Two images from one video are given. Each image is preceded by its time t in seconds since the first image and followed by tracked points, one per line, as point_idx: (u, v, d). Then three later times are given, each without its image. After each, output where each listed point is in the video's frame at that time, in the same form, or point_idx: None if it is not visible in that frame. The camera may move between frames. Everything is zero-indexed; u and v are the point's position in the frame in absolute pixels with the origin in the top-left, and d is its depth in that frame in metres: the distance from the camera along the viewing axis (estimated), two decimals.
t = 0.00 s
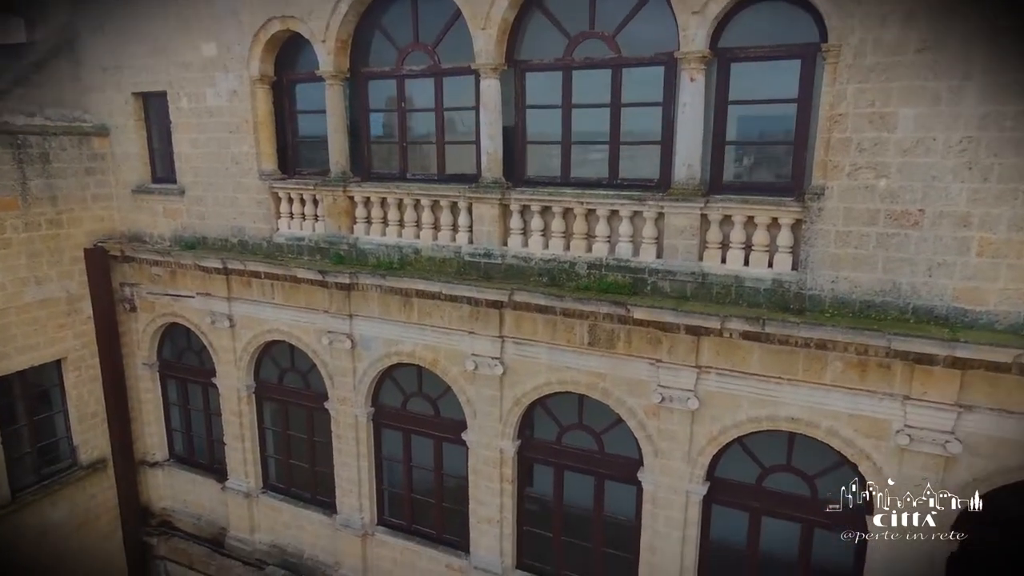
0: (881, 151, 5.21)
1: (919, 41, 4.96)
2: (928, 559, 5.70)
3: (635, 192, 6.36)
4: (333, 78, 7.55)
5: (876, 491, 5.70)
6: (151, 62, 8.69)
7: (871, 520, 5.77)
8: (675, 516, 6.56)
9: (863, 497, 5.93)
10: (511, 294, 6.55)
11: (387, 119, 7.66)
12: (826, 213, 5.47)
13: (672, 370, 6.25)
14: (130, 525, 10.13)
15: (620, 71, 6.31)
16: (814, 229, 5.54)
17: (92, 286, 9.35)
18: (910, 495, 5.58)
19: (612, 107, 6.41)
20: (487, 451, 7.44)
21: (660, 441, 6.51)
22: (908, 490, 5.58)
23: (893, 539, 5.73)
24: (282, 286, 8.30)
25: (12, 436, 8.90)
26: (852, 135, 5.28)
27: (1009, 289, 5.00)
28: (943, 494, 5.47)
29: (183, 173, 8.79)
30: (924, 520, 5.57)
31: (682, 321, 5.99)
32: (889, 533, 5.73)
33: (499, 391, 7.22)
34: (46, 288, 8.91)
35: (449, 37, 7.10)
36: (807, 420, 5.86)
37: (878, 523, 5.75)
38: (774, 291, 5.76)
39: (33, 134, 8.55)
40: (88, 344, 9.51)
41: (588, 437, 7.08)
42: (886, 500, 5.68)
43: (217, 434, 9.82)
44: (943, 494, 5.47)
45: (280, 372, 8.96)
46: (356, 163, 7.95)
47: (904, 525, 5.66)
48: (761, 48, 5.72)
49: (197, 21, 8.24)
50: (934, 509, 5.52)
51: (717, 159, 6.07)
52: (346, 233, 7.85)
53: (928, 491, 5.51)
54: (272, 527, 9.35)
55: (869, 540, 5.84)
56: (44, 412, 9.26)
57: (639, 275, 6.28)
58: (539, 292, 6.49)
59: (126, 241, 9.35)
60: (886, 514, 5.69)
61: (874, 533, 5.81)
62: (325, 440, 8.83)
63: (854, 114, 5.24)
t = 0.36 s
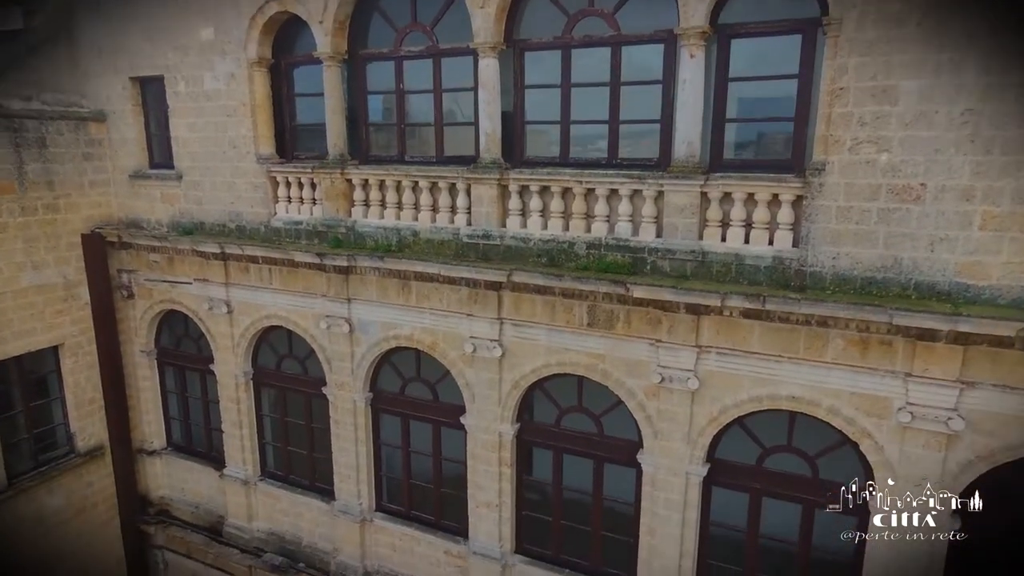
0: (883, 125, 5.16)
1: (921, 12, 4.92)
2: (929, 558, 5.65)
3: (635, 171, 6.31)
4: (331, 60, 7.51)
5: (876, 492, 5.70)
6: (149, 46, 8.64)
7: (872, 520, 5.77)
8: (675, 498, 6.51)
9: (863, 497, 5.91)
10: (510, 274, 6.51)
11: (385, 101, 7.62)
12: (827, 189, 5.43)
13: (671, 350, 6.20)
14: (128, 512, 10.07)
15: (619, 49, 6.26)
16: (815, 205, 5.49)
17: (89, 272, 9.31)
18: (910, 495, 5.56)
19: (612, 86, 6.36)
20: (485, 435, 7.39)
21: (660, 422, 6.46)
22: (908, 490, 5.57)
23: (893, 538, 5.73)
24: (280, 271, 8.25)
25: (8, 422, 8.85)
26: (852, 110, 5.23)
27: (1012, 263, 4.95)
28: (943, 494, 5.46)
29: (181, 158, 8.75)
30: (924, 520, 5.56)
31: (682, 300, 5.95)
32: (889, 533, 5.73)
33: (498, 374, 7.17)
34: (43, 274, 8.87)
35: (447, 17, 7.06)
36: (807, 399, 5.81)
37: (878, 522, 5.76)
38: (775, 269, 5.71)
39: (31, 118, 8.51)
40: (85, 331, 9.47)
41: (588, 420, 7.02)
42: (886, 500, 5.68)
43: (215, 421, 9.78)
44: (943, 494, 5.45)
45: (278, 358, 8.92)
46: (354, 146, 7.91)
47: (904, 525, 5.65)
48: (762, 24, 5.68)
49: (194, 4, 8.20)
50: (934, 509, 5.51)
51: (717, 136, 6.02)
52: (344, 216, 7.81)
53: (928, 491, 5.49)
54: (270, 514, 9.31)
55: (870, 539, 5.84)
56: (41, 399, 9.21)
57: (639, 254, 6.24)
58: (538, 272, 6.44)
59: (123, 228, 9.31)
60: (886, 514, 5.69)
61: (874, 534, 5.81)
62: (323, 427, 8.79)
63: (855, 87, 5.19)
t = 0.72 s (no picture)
0: (883, 104, 5.14)
1: None
2: (928, 559, 5.67)
3: (635, 155, 6.28)
4: (330, 46, 7.49)
5: (876, 491, 5.69)
6: (146, 34, 8.61)
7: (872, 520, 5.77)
8: (675, 484, 6.48)
9: (863, 497, 5.89)
10: (509, 259, 6.48)
11: (383, 88, 7.59)
12: (827, 170, 5.40)
13: (671, 334, 6.18)
14: (126, 504, 10.06)
15: (618, 32, 6.23)
16: (815, 186, 5.46)
17: (87, 261, 9.28)
18: (910, 495, 5.55)
19: (611, 69, 6.32)
20: (484, 422, 7.36)
21: (660, 408, 6.43)
22: (908, 490, 5.55)
23: (894, 538, 5.72)
24: (278, 260, 8.22)
25: (5, 411, 8.81)
26: (853, 89, 5.21)
27: (1013, 242, 4.92)
28: (943, 494, 5.44)
29: (179, 147, 8.73)
30: (924, 520, 5.54)
31: (682, 283, 5.92)
32: (889, 533, 5.72)
33: (497, 361, 7.14)
34: (40, 263, 8.84)
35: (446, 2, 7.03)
36: (808, 383, 5.78)
37: (878, 522, 5.75)
38: (775, 251, 5.68)
39: (28, 106, 8.48)
40: (83, 321, 9.43)
41: (587, 406, 6.99)
42: (886, 500, 5.66)
43: (213, 412, 9.75)
44: (943, 494, 5.43)
45: (276, 347, 8.88)
46: (352, 134, 7.89)
47: (904, 525, 5.65)
48: (762, 5, 5.65)
49: None
50: (934, 509, 5.49)
51: (717, 119, 6.00)
52: (342, 204, 7.77)
53: (928, 492, 5.47)
54: (269, 505, 9.28)
55: (870, 539, 5.83)
56: (38, 388, 9.16)
57: (638, 238, 6.21)
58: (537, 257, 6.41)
59: (121, 217, 9.28)
60: (886, 514, 5.68)
61: (874, 534, 5.80)
62: (321, 416, 8.76)
63: (856, 67, 5.17)
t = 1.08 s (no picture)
0: (884, 79, 5.10)
1: None
2: (927, 559, 5.68)
3: (635, 135, 6.25)
4: (327, 29, 7.46)
5: (876, 492, 5.66)
6: (143, 19, 8.58)
7: (872, 520, 5.76)
8: (675, 466, 6.45)
9: (863, 497, 5.88)
10: (507, 240, 6.44)
11: (381, 71, 7.56)
12: (828, 146, 5.36)
13: (670, 315, 6.14)
14: (123, 493, 10.02)
15: (617, 12, 6.20)
16: (816, 163, 5.43)
17: (84, 249, 9.25)
18: (910, 495, 5.54)
19: (610, 49, 6.29)
20: (483, 406, 7.32)
21: (659, 390, 6.40)
22: (908, 490, 5.54)
23: (894, 538, 5.72)
24: (276, 245, 8.19)
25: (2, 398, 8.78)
26: (854, 65, 5.18)
27: (1015, 218, 4.89)
28: (943, 494, 5.44)
29: (176, 132, 8.70)
30: (924, 520, 5.54)
31: (682, 263, 5.89)
32: (889, 533, 5.72)
33: (496, 344, 7.11)
34: (37, 249, 8.81)
35: None
36: (808, 363, 5.75)
37: (879, 522, 5.74)
38: (775, 230, 5.65)
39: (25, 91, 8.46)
40: (80, 308, 9.40)
41: (586, 390, 6.95)
42: (886, 500, 5.65)
43: (211, 400, 9.71)
44: (943, 494, 5.44)
45: (274, 334, 8.85)
46: (350, 118, 7.86)
47: (904, 525, 5.64)
48: None
49: None
50: (934, 509, 5.50)
51: (716, 98, 5.97)
52: (340, 187, 7.74)
53: (929, 492, 5.46)
54: (267, 492, 9.25)
55: (870, 539, 5.83)
56: (36, 375, 9.13)
57: (637, 219, 6.17)
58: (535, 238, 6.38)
59: (119, 204, 9.25)
60: (886, 514, 5.67)
61: (874, 534, 5.80)
62: (320, 402, 8.72)
63: (856, 42, 5.13)
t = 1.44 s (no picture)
0: (885, 54, 5.07)
1: None
2: (926, 560, 5.68)
3: (635, 114, 6.20)
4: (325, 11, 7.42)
5: (876, 492, 5.68)
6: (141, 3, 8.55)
7: (872, 520, 5.76)
8: (674, 448, 6.41)
9: (863, 497, 5.88)
10: (506, 221, 6.41)
11: (379, 53, 7.51)
12: (829, 122, 5.33)
13: (670, 295, 6.10)
14: (121, 481, 9.97)
15: None
16: (816, 139, 5.39)
17: (82, 235, 9.22)
18: (910, 495, 5.55)
19: (609, 28, 6.24)
20: (482, 390, 7.28)
21: (659, 371, 6.36)
22: (908, 490, 5.55)
23: (894, 539, 5.71)
24: (274, 230, 8.16)
25: None
26: (854, 40, 5.14)
27: (1017, 192, 4.85)
28: (943, 494, 5.46)
29: (174, 117, 8.67)
30: (923, 520, 5.55)
31: (681, 242, 5.86)
32: (889, 533, 5.71)
33: (494, 327, 7.07)
34: (34, 234, 8.79)
35: None
36: (809, 342, 5.71)
37: (879, 523, 5.74)
38: (775, 208, 5.61)
39: (22, 76, 8.46)
40: (78, 295, 9.38)
41: (586, 372, 6.91)
42: (886, 500, 5.66)
43: (209, 388, 9.67)
44: (943, 495, 5.46)
45: (273, 320, 8.81)
46: (348, 102, 7.83)
47: (904, 526, 5.64)
48: None
49: None
50: (934, 509, 5.51)
51: (717, 76, 5.92)
52: (338, 171, 7.71)
53: (929, 492, 5.48)
54: (265, 480, 9.21)
55: (870, 540, 5.82)
56: (33, 361, 9.11)
57: (637, 198, 6.13)
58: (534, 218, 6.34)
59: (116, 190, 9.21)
60: (886, 514, 5.68)
61: (874, 534, 5.79)
62: (318, 389, 8.68)
63: (857, 17, 5.10)
